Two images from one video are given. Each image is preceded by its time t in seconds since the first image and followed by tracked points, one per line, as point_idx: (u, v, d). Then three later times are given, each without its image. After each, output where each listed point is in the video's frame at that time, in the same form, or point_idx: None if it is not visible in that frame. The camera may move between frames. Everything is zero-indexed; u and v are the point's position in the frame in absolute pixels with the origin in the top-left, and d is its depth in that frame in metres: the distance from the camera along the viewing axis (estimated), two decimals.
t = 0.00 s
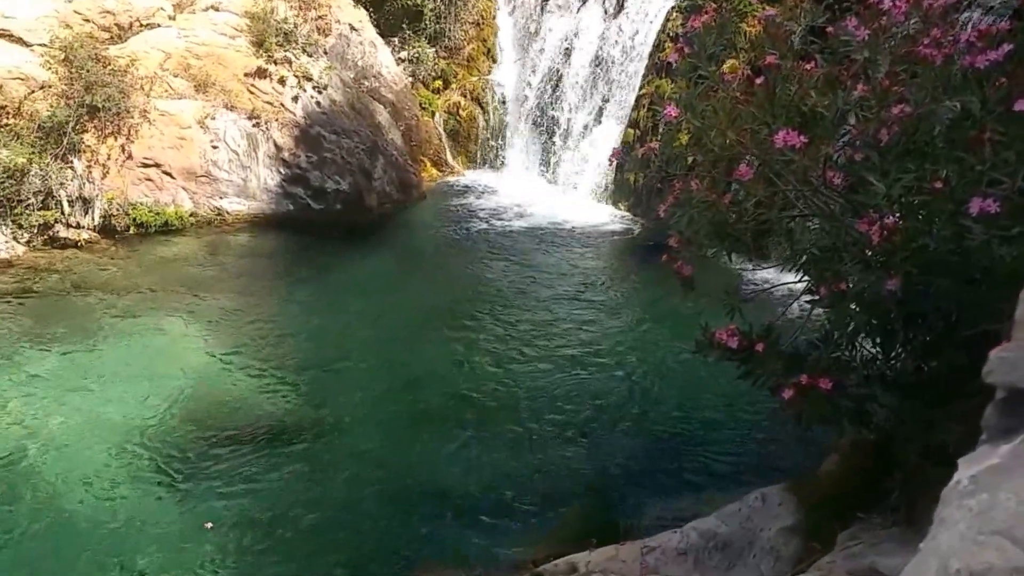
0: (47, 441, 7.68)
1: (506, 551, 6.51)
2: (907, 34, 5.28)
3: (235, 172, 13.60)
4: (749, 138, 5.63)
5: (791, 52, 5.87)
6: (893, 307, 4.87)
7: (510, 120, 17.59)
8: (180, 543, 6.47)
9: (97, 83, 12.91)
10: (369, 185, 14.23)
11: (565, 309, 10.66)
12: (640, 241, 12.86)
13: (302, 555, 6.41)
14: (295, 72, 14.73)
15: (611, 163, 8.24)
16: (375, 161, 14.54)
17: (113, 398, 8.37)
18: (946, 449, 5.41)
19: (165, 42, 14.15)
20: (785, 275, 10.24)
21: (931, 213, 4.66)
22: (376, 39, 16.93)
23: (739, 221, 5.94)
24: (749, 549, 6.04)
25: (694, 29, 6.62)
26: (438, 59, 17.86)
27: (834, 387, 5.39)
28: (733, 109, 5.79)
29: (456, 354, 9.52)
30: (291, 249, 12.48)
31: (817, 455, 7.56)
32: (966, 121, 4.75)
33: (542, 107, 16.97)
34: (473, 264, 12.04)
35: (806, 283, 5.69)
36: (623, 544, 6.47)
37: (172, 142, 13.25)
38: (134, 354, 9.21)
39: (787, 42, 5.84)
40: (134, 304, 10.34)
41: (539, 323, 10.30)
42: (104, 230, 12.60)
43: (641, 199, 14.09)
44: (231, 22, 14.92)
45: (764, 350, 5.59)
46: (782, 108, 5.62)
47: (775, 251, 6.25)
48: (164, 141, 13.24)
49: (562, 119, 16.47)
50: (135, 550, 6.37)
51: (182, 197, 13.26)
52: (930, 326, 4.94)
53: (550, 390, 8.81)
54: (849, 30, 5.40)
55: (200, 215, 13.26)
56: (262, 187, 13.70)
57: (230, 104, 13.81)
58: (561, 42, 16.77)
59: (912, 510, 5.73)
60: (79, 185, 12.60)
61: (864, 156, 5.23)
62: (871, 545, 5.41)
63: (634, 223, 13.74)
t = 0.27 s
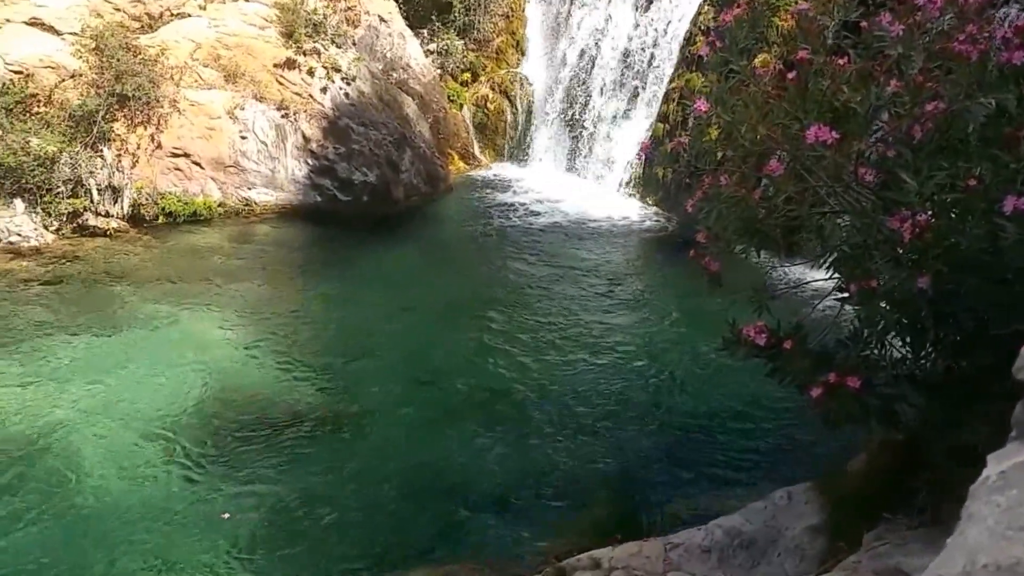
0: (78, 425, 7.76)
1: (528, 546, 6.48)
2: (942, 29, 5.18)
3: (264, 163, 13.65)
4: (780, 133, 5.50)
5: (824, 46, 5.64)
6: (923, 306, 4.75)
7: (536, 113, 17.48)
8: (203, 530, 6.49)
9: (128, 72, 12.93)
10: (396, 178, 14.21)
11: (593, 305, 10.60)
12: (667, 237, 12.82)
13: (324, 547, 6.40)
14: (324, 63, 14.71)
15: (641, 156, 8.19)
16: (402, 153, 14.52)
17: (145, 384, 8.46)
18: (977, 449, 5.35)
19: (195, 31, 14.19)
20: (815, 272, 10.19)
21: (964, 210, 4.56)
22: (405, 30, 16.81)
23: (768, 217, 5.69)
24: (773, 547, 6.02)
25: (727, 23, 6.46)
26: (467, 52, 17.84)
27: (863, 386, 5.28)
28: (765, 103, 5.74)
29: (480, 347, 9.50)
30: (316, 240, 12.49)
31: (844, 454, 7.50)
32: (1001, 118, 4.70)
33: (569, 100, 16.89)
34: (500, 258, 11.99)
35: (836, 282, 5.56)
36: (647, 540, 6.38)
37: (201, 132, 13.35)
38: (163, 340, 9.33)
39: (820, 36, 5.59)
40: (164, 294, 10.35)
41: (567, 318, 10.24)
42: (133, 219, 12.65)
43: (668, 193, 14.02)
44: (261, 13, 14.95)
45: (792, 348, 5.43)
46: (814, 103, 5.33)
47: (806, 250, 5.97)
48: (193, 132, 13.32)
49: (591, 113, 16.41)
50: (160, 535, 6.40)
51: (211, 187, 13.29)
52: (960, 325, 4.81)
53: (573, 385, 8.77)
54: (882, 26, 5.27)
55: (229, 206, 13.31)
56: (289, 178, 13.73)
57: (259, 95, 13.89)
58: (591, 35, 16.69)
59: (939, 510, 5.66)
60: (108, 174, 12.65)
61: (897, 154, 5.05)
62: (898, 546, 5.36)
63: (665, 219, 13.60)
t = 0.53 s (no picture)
0: (116, 409, 7.89)
1: (555, 541, 6.45)
2: (986, 24, 4.97)
3: (298, 155, 13.71)
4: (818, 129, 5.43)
5: (864, 42, 5.41)
6: (962, 307, 4.58)
7: (569, 106, 17.42)
8: (233, 517, 6.54)
9: (165, 64, 13.09)
10: (428, 170, 14.29)
11: (626, 301, 10.56)
12: (700, 234, 12.72)
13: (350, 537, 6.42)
14: (359, 55, 14.78)
15: (675, 151, 8.13)
16: (435, 146, 14.55)
17: (181, 371, 8.56)
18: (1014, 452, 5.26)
19: (232, 23, 14.31)
20: (851, 271, 10.05)
21: (1007, 209, 4.40)
22: (439, 23, 16.76)
23: (805, 214, 5.58)
24: (804, 548, 5.96)
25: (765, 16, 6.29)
26: (501, 45, 17.76)
27: (899, 387, 5.19)
28: (803, 99, 5.64)
29: (510, 341, 9.50)
30: (348, 232, 12.55)
31: (878, 456, 7.40)
32: None
33: (603, 94, 16.80)
34: (531, 252, 11.98)
35: (873, 279, 5.45)
36: (674, 537, 6.29)
37: (236, 123, 13.46)
38: (198, 327, 9.46)
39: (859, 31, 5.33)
40: (200, 282, 10.53)
41: (599, 314, 10.21)
42: (170, 209, 12.80)
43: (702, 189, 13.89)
44: (297, 5, 15.08)
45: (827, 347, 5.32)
46: (854, 99, 5.20)
47: (844, 247, 5.89)
48: (229, 124, 13.43)
49: (625, 107, 16.34)
50: (191, 521, 6.47)
51: (246, 178, 13.40)
52: (1000, 326, 4.65)
53: (602, 380, 8.75)
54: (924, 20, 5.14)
55: (263, 197, 13.42)
56: (323, 170, 13.78)
57: (294, 87, 13.96)
58: (627, 28, 16.59)
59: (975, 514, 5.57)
60: (145, 164, 12.78)
61: (937, 151, 4.86)
62: (933, 549, 5.28)
63: (697, 216, 13.53)
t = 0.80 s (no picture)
0: (155, 397, 8.01)
1: (589, 537, 6.44)
2: None
3: (337, 148, 13.85)
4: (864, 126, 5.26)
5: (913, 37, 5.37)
6: (1010, 310, 4.48)
7: (610, 101, 17.43)
8: (270, 503, 6.64)
9: (209, 56, 13.18)
10: (466, 164, 14.36)
11: (664, 297, 10.50)
12: (740, 231, 12.57)
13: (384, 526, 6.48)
14: (399, 49, 14.82)
15: (716, 146, 8.03)
16: (473, 140, 14.60)
17: (217, 362, 8.64)
18: None
19: (274, 17, 14.51)
20: (894, 271, 9.88)
21: None
22: (479, 16, 16.73)
23: (849, 212, 5.45)
24: (843, 552, 5.84)
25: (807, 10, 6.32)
26: (541, 39, 17.64)
27: (944, 389, 5.08)
28: (849, 94, 5.45)
29: (545, 335, 9.51)
30: (386, 225, 12.64)
31: (919, 459, 7.25)
32: None
33: (645, 88, 16.68)
34: (568, 247, 11.96)
35: (918, 280, 5.30)
36: (708, 537, 6.23)
37: (278, 116, 13.62)
38: (233, 319, 9.53)
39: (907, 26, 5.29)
40: (238, 273, 10.64)
41: (635, 310, 10.15)
42: (212, 200, 13.02)
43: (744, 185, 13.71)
44: None
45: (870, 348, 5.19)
46: (901, 95, 5.05)
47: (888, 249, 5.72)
48: (270, 116, 13.60)
49: (666, 102, 16.18)
50: (230, 507, 6.58)
51: (286, 170, 13.60)
52: None
53: (637, 375, 8.73)
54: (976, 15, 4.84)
55: (303, 188, 13.58)
56: (362, 163, 13.90)
57: (335, 80, 14.07)
58: (669, 22, 16.38)
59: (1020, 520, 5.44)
60: (189, 155, 13.01)
61: (986, 149, 4.71)
62: (976, 556, 5.15)
63: (737, 212, 13.38)
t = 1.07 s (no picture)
0: (202, 384, 8.20)
1: (626, 534, 6.42)
2: None
3: (382, 143, 13.97)
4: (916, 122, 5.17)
5: (969, 32, 5.35)
6: None
7: (657, 97, 17.24)
8: (313, 492, 6.77)
9: (259, 53, 13.43)
10: (508, 160, 14.40)
11: (707, 295, 10.40)
12: (788, 230, 12.38)
13: (423, 518, 6.55)
14: (444, 45, 14.92)
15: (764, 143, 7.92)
16: (517, 136, 14.61)
17: (263, 352, 8.82)
18: None
19: (323, 14, 14.77)
20: (948, 274, 9.65)
21: None
22: (524, 12, 16.78)
23: (900, 211, 5.35)
24: (886, 557, 5.73)
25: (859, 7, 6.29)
26: (587, 34, 17.58)
27: (996, 395, 4.95)
28: (901, 91, 5.36)
29: (586, 332, 9.50)
30: (430, 220, 12.73)
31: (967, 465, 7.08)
32: None
33: (692, 84, 16.48)
34: (611, 244, 11.91)
35: (971, 281, 5.16)
36: (750, 539, 6.18)
37: (325, 111, 13.80)
38: (278, 311, 9.71)
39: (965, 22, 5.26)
40: (284, 266, 10.81)
41: (676, 308, 10.07)
42: (260, 194, 13.19)
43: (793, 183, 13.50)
44: None
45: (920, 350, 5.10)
46: (956, 92, 4.89)
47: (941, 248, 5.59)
48: (318, 111, 13.79)
49: (714, 98, 15.97)
50: (273, 494, 6.71)
51: (332, 165, 13.74)
52: None
53: (677, 372, 8.69)
54: None
55: (348, 183, 13.74)
56: (406, 158, 14.01)
57: (381, 76, 14.21)
58: (717, 16, 16.17)
59: None
60: (239, 150, 13.21)
61: None
62: None
63: (784, 211, 13.18)
